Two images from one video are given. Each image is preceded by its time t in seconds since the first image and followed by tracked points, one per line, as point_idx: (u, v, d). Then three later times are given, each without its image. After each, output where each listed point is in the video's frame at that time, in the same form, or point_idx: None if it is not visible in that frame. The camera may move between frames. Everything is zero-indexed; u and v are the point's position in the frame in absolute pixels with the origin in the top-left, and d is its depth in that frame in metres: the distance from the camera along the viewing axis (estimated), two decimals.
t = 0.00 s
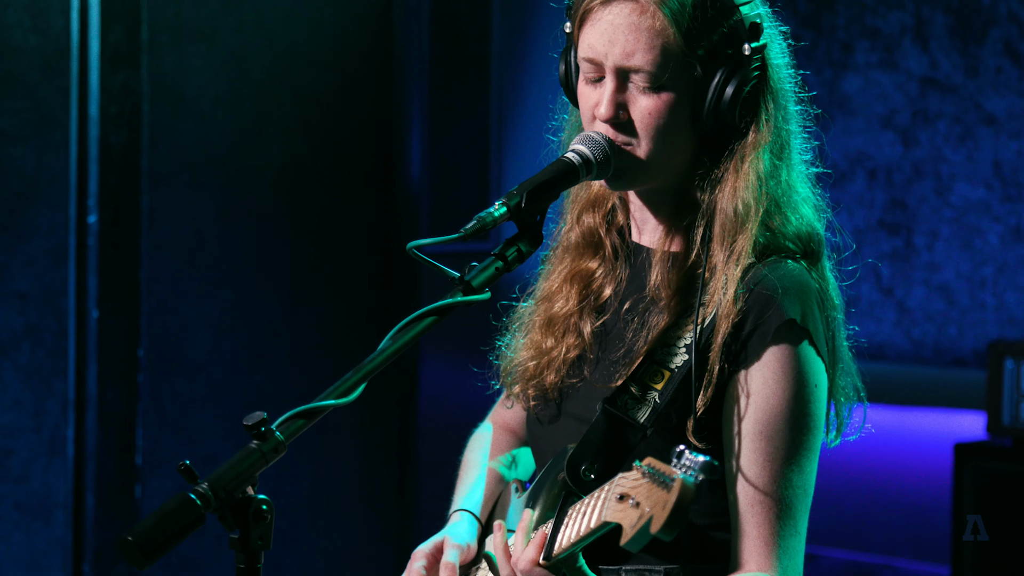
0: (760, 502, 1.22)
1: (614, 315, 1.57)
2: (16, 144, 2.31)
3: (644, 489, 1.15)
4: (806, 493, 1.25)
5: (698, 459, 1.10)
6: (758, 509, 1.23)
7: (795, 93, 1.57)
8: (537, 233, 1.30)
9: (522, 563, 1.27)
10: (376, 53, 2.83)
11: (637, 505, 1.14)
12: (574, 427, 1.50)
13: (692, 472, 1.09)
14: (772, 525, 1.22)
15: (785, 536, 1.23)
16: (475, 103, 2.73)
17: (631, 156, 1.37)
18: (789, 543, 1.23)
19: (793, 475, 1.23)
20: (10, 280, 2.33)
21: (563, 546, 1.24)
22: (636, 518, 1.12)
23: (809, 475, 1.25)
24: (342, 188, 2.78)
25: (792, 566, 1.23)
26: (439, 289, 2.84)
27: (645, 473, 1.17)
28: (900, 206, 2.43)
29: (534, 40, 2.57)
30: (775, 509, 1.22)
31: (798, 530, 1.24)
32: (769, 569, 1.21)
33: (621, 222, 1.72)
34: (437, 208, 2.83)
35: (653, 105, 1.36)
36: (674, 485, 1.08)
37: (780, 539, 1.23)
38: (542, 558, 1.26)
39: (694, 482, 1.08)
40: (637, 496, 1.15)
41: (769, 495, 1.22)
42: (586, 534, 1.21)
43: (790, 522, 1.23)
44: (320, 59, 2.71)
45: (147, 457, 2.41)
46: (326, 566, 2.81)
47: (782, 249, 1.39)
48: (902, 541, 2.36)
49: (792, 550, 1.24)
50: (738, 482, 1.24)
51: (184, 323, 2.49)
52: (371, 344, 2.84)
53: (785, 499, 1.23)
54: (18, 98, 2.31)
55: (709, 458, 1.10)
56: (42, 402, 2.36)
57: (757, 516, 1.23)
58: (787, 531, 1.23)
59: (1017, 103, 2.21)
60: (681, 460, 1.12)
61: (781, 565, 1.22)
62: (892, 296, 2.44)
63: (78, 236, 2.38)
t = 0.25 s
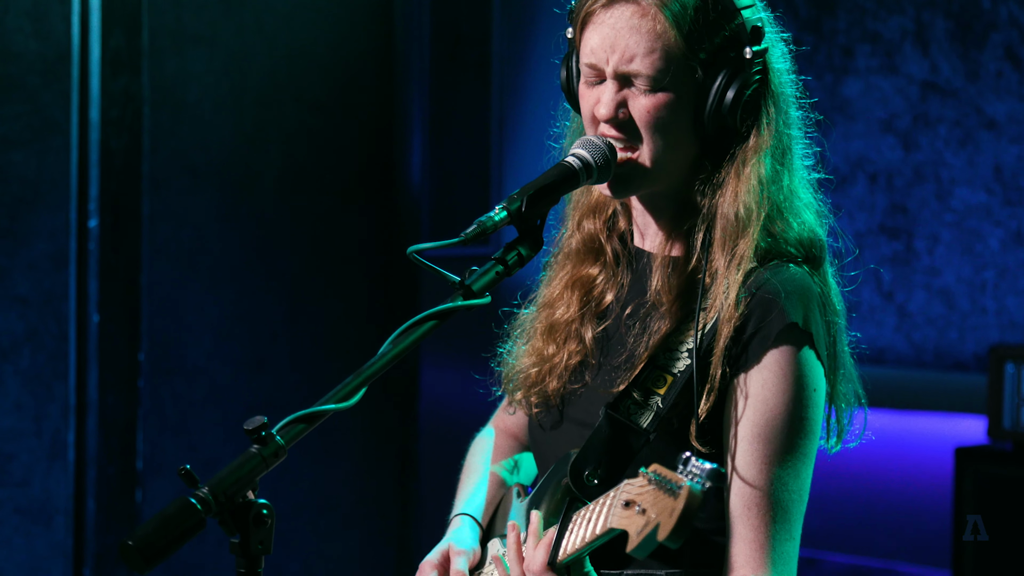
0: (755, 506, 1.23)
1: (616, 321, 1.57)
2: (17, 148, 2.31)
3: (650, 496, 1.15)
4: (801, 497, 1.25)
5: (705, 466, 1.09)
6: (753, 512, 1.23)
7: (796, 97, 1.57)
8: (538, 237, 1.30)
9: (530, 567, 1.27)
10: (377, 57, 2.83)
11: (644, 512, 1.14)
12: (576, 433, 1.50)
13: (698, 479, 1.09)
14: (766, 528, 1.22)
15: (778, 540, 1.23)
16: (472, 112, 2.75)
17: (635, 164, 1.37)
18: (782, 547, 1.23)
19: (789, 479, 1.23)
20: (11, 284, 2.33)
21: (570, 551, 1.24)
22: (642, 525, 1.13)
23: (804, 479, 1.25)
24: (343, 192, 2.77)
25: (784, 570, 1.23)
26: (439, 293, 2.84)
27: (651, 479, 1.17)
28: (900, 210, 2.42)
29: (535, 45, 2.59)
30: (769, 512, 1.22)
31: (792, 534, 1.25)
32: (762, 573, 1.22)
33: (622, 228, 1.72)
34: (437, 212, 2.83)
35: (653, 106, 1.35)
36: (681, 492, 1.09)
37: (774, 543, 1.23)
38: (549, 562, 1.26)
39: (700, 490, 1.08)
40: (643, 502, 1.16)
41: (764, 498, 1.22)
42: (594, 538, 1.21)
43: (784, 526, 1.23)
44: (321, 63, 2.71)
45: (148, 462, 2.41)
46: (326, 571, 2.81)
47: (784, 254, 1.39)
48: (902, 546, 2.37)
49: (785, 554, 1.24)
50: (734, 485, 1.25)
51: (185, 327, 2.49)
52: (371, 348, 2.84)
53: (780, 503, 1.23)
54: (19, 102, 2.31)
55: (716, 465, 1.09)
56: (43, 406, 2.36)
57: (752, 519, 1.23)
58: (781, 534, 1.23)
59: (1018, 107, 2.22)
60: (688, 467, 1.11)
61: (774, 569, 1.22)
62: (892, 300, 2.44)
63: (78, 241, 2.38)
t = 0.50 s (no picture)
0: (755, 513, 1.23)
1: (617, 327, 1.57)
2: (18, 155, 2.32)
3: (644, 498, 1.17)
4: (802, 504, 1.25)
5: (698, 467, 1.12)
6: (753, 519, 1.23)
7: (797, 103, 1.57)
8: (539, 243, 1.30)
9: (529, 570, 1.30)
10: (378, 63, 2.84)
11: (638, 514, 1.16)
12: (576, 439, 1.50)
13: (692, 480, 1.12)
14: (767, 536, 1.22)
15: (778, 547, 1.23)
16: (474, 115, 2.69)
17: (636, 170, 1.37)
18: (782, 554, 1.23)
19: (789, 486, 1.23)
20: (11, 290, 2.34)
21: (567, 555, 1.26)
22: (637, 527, 1.14)
23: (805, 486, 1.25)
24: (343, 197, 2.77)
25: None
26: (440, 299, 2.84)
27: (645, 482, 1.20)
28: (902, 216, 2.43)
29: (538, 50, 2.50)
30: (770, 519, 1.22)
31: (792, 541, 1.25)
32: None
33: (622, 234, 1.71)
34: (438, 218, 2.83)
35: (654, 114, 1.35)
36: (674, 494, 1.11)
37: (774, 550, 1.23)
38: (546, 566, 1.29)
39: (694, 491, 1.10)
40: (637, 504, 1.18)
41: (765, 505, 1.22)
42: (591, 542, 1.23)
43: (784, 533, 1.23)
44: (322, 68, 2.72)
45: (149, 467, 2.41)
46: None
47: (785, 260, 1.39)
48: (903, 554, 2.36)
49: (785, 561, 1.24)
50: (735, 491, 1.25)
51: (186, 333, 2.48)
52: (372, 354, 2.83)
53: (780, 510, 1.23)
54: (20, 108, 2.32)
55: (708, 467, 1.12)
56: (44, 412, 2.36)
57: (752, 526, 1.23)
58: (781, 542, 1.23)
59: (1018, 113, 2.21)
60: (681, 470, 1.14)
61: None
62: (894, 306, 2.45)
63: (79, 247, 2.38)
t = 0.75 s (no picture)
0: (757, 526, 1.23)
1: (617, 339, 1.57)
2: (20, 168, 2.35)
3: (652, 510, 1.16)
4: (803, 516, 1.25)
5: (706, 480, 1.07)
6: (755, 532, 1.23)
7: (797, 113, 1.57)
8: (540, 254, 1.29)
9: None
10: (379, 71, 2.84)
11: (645, 527, 1.15)
12: (577, 451, 1.50)
13: (700, 492, 1.07)
14: (768, 549, 1.22)
15: (780, 559, 1.23)
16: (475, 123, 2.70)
17: (636, 181, 1.37)
18: (784, 566, 1.24)
19: (791, 499, 1.23)
20: (13, 302, 2.37)
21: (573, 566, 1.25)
22: (644, 539, 1.14)
23: (807, 498, 1.25)
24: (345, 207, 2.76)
25: None
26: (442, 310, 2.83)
27: (652, 493, 1.17)
28: (902, 228, 2.43)
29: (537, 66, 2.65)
30: (771, 532, 1.22)
31: (793, 553, 1.25)
32: None
33: (622, 245, 1.71)
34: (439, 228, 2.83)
35: (655, 126, 1.35)
36: (683, 506, 1.10)
37: (775, 562, 1.23)
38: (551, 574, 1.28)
39: (702, 503, 1.08)
40: (644, 517, 1.16)
41: (766, 518, 1.22)
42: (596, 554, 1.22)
43: (785, 546, 1.24)
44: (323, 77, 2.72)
45: (150, 480, 2.43)
46: None
47: (786, 271, 1.39)
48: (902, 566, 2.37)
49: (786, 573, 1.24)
50: (736, 504, 1.25)
51: (187, 345, 2.49)
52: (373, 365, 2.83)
53: (782, 523, 1.23)
54: (22, 121, 2.34)
55: (718, 479, 1.07)
56: (45, 424, 2.39)
57: (754, 539, 1.23)
58: (783, 554, 1.23)
59: (1019, 124, 2.23)
60: (690, 481, 1.09)
61: None
62: (895, 317, 2.46)
63: (81, 260, 2.41)
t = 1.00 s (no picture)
0: (758, 542, 1.22)
1: (620, 354, 1.57)
2: (22, 183, 2.36)
3: (653, 525, 1.16)
4: (805, 533, 1.25)
5: (710, 494, 1.06)
6: (756, 548, 1.23)
7: (800, 128, 1.58)
8: (544, 271, 1.29)
9: None
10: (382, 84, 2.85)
11: (647, 541, 1.15)
12: (579, 467, 1.50)
13: (702, 507, 1.06)
14: (770, 565, 1.22)
15: None
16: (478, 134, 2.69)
17: (639, 195, 1.36)
18: None
19: (793, 515, 1.23)
20: (15, 318, 2.38)
21: None
22: (646, 554, 1.13)
23: (809, 515, 1.25)
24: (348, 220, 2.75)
25: None
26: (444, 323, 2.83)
27: (655, 508, 1.18)
28: (908, 242, 2.56)
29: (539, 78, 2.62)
30: (773, 549, 1.22)
31: (795, 570, 1.25)
32: None
33: (625, 260, 1.71)
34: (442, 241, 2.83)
35: (658, 140, 1.35)
36: (684, 521, 1.09)
37: None
38: None
39: (704, 517, 1.05)
40: (646, 531, 1.17)
41: (768, 535, 1.22)
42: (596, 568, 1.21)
43: (787, 563, 1.23)
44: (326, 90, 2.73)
45: (152, 497, 2.43)
46: None
47: (788, 285, 1.39)
48: None
49: None
50: (738, 521, 1.24)
51: (190, 360, 2.49)
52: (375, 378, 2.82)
53: (783, 539, 1.23)
54: (25, 137, 2.35)
55: (721, 493, 1.06)
56: (48, 441, 2.40)
57: (755, 556, 1.23)
58: (784, 571, 1.23)
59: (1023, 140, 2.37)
60: (692, 496, 1.09)
61: None
62: (900, 332, 2.58)
63: (83, 276, 2.42)
